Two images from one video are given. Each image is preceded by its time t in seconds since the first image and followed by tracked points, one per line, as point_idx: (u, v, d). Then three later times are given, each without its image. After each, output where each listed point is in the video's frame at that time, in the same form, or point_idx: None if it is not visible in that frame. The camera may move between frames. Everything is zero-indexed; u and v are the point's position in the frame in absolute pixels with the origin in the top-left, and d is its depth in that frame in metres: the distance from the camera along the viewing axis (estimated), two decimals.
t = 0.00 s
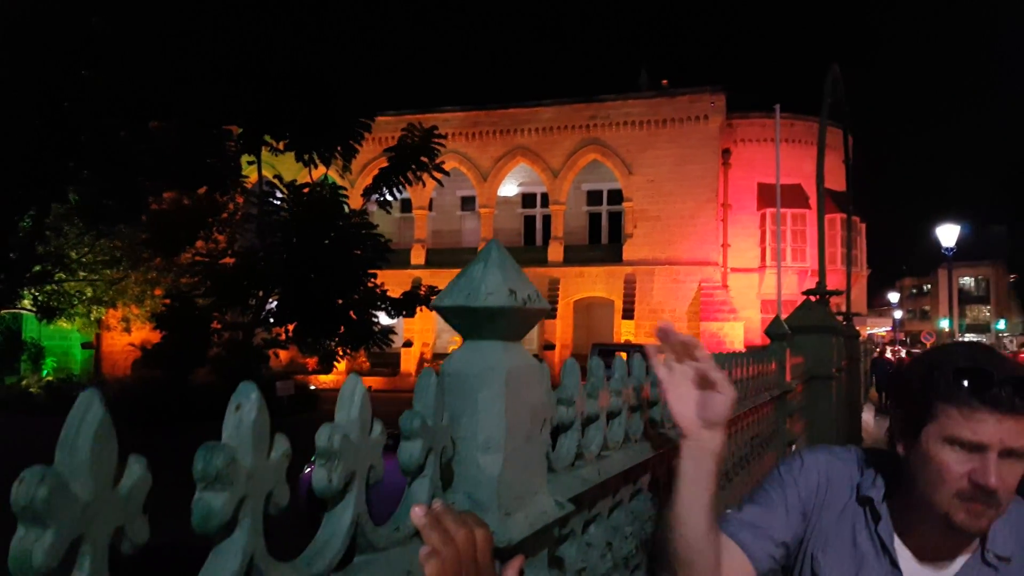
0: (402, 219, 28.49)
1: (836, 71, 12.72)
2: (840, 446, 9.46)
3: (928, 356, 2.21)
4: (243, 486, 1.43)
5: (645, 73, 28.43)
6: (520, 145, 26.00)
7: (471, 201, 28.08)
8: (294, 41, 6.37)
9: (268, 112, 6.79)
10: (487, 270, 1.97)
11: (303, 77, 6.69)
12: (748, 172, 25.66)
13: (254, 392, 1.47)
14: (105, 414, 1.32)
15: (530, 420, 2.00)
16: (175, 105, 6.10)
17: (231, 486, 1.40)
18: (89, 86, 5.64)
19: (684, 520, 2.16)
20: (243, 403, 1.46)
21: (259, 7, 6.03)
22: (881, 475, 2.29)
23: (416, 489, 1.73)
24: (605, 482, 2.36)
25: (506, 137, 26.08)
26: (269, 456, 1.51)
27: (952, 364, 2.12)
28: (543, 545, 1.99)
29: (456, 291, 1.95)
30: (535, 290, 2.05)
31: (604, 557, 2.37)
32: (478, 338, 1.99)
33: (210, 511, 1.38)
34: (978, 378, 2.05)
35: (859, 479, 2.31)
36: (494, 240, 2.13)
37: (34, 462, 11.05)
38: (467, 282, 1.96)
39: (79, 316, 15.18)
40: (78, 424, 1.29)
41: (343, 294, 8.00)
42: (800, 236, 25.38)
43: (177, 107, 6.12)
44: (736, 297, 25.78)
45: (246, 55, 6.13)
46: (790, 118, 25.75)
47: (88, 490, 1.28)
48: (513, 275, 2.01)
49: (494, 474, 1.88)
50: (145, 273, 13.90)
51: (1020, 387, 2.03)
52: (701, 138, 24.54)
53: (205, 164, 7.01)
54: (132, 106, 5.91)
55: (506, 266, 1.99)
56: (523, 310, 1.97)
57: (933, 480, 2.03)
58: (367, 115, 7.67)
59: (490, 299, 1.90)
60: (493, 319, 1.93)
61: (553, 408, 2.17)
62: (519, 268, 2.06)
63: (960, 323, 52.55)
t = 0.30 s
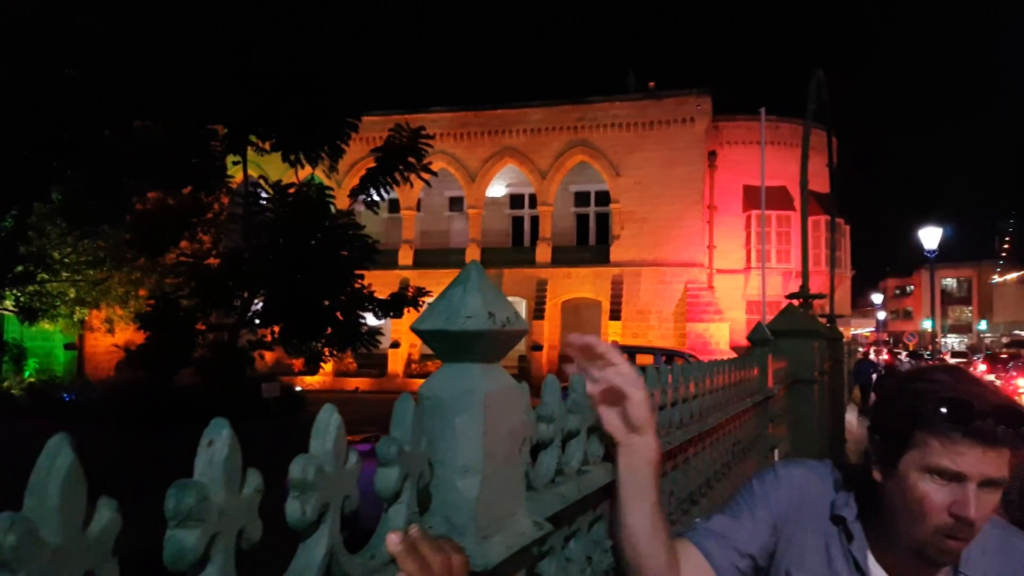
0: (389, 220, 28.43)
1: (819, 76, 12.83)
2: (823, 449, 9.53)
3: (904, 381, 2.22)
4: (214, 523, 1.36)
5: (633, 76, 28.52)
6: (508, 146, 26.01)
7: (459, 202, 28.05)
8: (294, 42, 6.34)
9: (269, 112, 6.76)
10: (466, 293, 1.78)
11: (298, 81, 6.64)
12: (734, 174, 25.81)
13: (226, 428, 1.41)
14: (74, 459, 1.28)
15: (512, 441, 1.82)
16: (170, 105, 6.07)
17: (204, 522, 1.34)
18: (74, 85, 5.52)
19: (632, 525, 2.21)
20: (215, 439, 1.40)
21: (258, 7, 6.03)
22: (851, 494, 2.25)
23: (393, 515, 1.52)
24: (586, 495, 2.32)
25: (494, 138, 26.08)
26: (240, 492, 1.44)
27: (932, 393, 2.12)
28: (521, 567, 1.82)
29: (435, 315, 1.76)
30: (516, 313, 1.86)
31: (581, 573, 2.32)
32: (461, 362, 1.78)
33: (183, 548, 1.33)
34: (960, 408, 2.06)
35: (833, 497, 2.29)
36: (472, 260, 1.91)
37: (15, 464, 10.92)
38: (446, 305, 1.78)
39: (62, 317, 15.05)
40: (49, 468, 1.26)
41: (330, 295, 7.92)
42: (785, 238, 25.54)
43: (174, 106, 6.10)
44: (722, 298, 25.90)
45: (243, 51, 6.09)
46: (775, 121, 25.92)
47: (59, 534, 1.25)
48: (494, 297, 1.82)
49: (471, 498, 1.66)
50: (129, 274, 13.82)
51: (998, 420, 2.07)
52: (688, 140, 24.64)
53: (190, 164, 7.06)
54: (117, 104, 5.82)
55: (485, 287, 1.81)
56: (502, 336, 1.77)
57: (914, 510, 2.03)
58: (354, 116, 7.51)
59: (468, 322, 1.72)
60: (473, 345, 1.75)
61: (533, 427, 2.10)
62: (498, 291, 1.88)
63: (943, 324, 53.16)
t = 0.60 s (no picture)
0: (373, 219, 28.35)
1: (798, 79, 12.95)
2: (799, 447, 9.65)
3: (862, 370, 2.28)
4: (163, 520, 1.34)
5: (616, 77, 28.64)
6: (491, 146, 26.04)
7: (442, 201, 28.02)
8: (273, 41, 6.34)
9: (254, 112, 6.71)
10: (432, 292, 1.78)
11: (278, 82, 6.61)
12: (715, 175, 26.04)
13: (176, 426, 1.38)
14: (18, 458, 1.26)
15: (476, 439, 1.84)
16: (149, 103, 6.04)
17: (153, 519, 1.33)
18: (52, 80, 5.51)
19: (599, 526, 2.28)
20: (165, 438, 1.37)
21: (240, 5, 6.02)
22: (812, 480, 2.36)
23: (353, 513, 1.54)
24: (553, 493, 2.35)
25: (478, 138, 26.10)
26: (191, 490, 1.42)
27: (891, 382, 2.18)
28: (486, 563, 1.85)
29: (397, 314, 1.77)
30: (481, 311, 1.87)
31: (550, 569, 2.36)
32: (422, 361, 1.79)
33: (132, 544, 1.31)
34: (917, 397, 2.12)
35: (793, 484, 2.37)
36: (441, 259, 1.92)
37: None
38: (410, 304, 1.78)
39: (40, 317, 14.90)
40: None
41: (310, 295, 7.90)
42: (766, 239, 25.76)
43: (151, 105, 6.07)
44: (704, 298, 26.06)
45: (224, 50, 6.07)
46: (756, 123, 26.14)
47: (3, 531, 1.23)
48: (460, 297, 1.82)
49: (432, 495, 1.69)
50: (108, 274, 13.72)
51: (955, 409, 2.13)
52: (671, 141, 24.79)
53: (171, 164, 6.95)
54: (96, 100, 5.79)
55: (450, 287, 1.81)
56: (469, 334, 1.79)
57: (873, 497, 2.09)
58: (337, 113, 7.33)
59: (431, 322, 1.73)
60: (436, 345, 1.75)
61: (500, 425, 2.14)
62: (466, 289, 1.89)
63: (922, 324, 53.83)
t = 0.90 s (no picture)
0: (356, 218, 28.25)
1: (779, 80, 13.06)
2: (778, 445, 9.73)
3: (853, 379, 2.25)
4: (121, 516, 1.33)
5: (599, 77, 28.73)
6: (475, 146, 26.03)
7: (426, 201, 27.97)
8: (255, 41, 6.26)
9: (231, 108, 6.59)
10: (404, 287, 1.76)
11: (265, 80, 6.57)
12: (697, 176, 26.24)
13: (137, 420, 1.36)
14: None
15: (449, 436, 1.85)
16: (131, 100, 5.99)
17: (113, 514, 1.31)
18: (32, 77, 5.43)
19: (573, 524, 2.24)
20: (126, 432, 1.35)
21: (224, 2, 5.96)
22: (790, 475, 2.40)
23: (321, 511, 1.56)
24: (529, 490, 2.35)
25: (462, 138, 26.08)
26: (153, 486, 1.40)
27: (882, 397, 2.14)
28: (459, 560, 1.85)
29: (369, 309, 1.75)
30: (454, 306, 1.87)
31: (527, 566, 2.38)
32: (396, 358, 1.79)
33: (90, 540, 1.29)
34: (907, 415, 2.08)
35: (770, 480, 2.41)
36: (413, 253, 1.91)
37: None
38: (382, 299, 1.77)
39: (17, 316, 14.70)
40: None
41: (292, 293, 7.77)
42: (747, 239, 25.96)
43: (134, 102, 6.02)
44: (685, 298, 26.23)
45: (210, 47, 6.02)
46: (738, 124, 26.34)
47: None
48: (432, 293, 1.81)
49: (405, 496, 1.69)
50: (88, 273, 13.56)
51: (945, 423, 2.10)
52: (653, 142, 24.93)
53: (152, 161, 6.95)
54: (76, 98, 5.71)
55: (423, 282, 1.79)
56: (441, 330, 1.79)
57: (855, 506, 2.09)
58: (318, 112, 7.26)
59: (403, 317, 1.73)
60: (409, 340, 1.75)
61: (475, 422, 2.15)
62: (438, 283, 1.87)
63: (901, 325, 54.44)
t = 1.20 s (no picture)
0: (341, 218, 28.20)
1: (761, 82, 13.23)
2: (758, 442, 9.87)
3: (841, 387, 2.28)
4: (99, 511, 1.29)
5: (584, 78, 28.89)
6: (460, 146, 26.09)
7: (412, 200, 27.98)
8: (240, 42, 6.33)
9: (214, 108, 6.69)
10: (386, 284, 1.83)
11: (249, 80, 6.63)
12: (680, 177, 26.46)
13: (115, 415, 1.33)
14: None
15: (433, 432, 1.92)
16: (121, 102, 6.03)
17: (91, 510, 1.28)
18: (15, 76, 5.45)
19: (556, 522, 2.30)
20: (104, 428, 1.32)
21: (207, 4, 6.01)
22: (770, 473, 2.48)
23: (303, 507, 1.63)
24: (512, 488, 2.40)
25: (447, 138, 26.13)
26: (129, 481, 1.36)
27: (868, 407, 2.18)
28: (442, 556, 1.93)
29: (352, 306, 1.81)
30: (438, 301, 1.94)
31: (510, 563, 2.46)
32: (378, 354, 1.86)
33: (68, 538, 1.25)
34: (892, 425, 2.13)
35: (751, 478, 2.49)
36: (394, 250, 1.97)
37: None
38: (364, 295, 1.82)
39: None
40: None
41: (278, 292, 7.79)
42: (730, 240, 26.21)
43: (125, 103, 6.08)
44: (669, 298, 26.43)
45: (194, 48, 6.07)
46: (720, 125, 26.59)
47: None
48: (413, 290, 1.87)
49: (388, 491, 1.76)
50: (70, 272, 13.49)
51: (928, 434, 2.16)
52: (637, 143, 25.11)
53: (135, 160, 6.82)
54: (59, 97, 5.71)
55: (406, 279, 1.86)
56: (424, 326, 1.87)
57: (839, 514, 2.15)
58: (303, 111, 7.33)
59: (386, 313, 1.79)
60: (394, 336, 1.82)
61: (458, 420, 2.21)
62: (421, 281, 1.94)
63: (882, 324, 55.17)
